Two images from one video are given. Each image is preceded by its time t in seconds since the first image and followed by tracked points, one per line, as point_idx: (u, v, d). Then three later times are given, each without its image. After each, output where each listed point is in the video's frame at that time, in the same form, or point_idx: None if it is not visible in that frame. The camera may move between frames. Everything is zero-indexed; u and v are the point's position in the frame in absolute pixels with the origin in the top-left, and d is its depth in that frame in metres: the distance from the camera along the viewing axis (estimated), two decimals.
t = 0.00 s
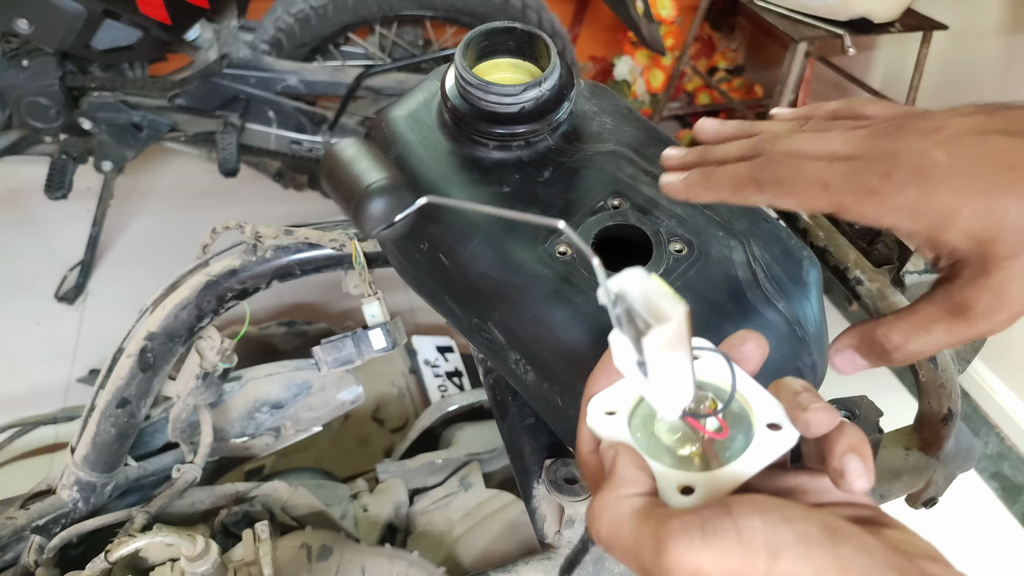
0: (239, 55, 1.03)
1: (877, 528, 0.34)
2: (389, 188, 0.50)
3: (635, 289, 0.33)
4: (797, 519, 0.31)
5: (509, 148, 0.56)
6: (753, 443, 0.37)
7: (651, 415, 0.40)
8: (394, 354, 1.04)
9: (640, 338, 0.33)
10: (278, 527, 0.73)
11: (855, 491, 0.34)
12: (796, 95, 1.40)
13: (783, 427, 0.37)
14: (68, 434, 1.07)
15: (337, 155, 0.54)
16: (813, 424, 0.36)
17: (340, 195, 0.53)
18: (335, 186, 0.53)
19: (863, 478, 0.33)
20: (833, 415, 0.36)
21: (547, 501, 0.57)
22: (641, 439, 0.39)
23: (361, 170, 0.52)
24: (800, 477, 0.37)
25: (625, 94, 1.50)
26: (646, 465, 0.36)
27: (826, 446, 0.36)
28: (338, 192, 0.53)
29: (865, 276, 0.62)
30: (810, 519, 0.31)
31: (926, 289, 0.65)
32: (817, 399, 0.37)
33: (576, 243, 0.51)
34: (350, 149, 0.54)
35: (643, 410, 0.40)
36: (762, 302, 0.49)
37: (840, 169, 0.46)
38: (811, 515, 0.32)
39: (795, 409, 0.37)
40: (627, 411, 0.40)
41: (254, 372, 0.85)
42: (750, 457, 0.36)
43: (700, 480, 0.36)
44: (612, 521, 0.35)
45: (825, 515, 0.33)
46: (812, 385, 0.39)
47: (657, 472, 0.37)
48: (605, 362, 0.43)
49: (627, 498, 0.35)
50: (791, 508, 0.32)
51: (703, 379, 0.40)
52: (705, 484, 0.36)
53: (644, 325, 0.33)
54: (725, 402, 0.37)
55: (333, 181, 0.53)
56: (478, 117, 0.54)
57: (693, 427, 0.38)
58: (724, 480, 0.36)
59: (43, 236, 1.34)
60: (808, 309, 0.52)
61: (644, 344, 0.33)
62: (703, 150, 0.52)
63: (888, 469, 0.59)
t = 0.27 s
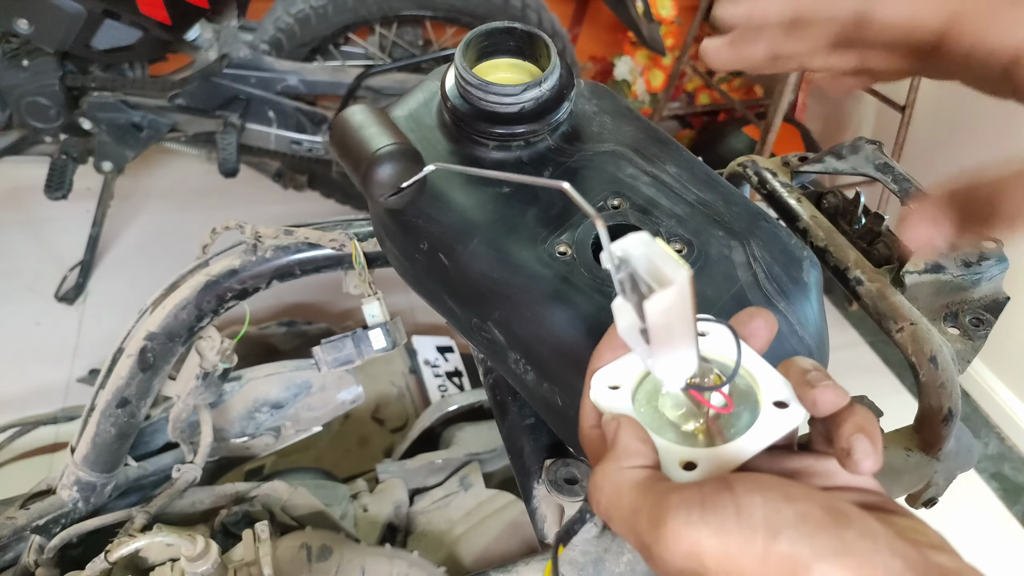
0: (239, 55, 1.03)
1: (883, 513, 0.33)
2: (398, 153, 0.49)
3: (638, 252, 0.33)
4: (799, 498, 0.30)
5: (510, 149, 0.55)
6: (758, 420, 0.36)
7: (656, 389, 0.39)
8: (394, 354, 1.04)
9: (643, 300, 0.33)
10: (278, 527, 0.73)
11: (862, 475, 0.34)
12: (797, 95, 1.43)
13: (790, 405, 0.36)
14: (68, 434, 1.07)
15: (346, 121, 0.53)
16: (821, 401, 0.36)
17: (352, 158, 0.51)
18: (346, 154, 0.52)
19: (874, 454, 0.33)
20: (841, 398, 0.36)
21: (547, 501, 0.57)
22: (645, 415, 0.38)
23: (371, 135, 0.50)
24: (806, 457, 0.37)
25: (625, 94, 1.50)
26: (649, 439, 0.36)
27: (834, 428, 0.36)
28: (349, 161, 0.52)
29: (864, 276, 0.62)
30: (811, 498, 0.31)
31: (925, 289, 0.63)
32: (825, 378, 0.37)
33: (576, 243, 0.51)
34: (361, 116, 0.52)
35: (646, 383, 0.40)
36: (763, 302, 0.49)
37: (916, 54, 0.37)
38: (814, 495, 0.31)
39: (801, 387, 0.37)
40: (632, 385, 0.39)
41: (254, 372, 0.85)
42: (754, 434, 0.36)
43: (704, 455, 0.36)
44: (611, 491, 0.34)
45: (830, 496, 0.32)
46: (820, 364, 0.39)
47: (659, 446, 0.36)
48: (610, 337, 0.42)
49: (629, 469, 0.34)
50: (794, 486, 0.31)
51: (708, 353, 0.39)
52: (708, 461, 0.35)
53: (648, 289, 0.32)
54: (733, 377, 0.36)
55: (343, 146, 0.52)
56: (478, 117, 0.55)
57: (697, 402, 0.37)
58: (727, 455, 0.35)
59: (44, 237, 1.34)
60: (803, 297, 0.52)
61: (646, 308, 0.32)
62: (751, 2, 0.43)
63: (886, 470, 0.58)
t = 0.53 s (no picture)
0: (239, 55, 1.03)
1: (897, 519, 0.33)
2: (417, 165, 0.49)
3: (654, 249, 0.33)
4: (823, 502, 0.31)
5: (510, 149, 0.55)
6: (777, 422, 0.37)
7: (675, 394, 0.40)
8: (394, 354, 1.04)
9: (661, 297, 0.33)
10: (278, 527, 0.73)
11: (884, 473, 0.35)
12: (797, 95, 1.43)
13: (809, 407, 0.37)
14: (67, 434, 1.07)
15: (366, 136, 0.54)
16: (842, 402, 0.37)
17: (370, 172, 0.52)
18: (365, 166, 0.53)
19: (895, 452, 0.34)
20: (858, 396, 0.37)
21: (547, 501, 0.57)
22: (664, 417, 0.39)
23: (390, 150, 0.51)
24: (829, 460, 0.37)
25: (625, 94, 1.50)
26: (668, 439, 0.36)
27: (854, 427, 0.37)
28: (371, 174, 0.52)
29: (865, 276, 0.62)
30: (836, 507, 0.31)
31: (926, 289, 0.63)
32: (844, 379, 0.38)
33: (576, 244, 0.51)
34: (383, 128, 0.53)
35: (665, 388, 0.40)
36: (763, 303, 0.49)
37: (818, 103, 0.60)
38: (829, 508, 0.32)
39: (821, 390, 0.38)
40: (650, 390, 0.40)
41: (254, 372, 0.85)
42: (774, 436, 0.36)
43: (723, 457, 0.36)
44: (632, 491, 0.35)
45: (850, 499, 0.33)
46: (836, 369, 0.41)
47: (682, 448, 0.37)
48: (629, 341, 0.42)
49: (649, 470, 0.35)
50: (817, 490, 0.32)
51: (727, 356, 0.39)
52: (727, 462, 0.36)
53: (666, 285, 0.32)
54: (751, 379, 0.37)
55: (363, 160, 0.53)
56: (478, 117, 0.54)
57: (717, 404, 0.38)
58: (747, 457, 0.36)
59: (43, 237, 1.34)
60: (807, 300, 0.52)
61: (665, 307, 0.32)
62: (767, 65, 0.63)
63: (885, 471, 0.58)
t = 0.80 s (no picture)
0: (238, 55, 1.03)
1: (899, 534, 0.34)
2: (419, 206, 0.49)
3: (661, 293, 0.33)
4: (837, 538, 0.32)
5: (510, 149, 0.55)
6: (788, 449, 0.37)
7: (684, 423, 0.40)
8: (394, 354, 1.03)
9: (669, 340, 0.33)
10: (278, 527, 0.73)
11: (894, 497, 0.35)
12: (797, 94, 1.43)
13: (819, 433, 0.37)
14: (67, 434, 1.07)
15: (368, 175, 0.54)
16: (851, 426, 0.36)
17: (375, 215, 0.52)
18: (369, 208, 0.53)
19: (905, 479, 0.34)
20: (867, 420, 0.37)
21: (547, 501, 0.57)
22: (674, 446, 0.39)
23: (393, 189, 0.51)
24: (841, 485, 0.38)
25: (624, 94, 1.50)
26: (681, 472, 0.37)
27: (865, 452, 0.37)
28: (372, 214, 0.53)
29: (865, 276, 0.62)
30: (851, 537, 0.32)
31: (925, 289, 0.63)
32: (853, 402, 0.38)
33: (577, 243, 0.51)
34: (383, 168, 0.53)
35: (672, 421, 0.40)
36: (763, 303, 0.49)
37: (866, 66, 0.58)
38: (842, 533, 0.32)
39: (830, 413, 0.37)
40: (660, 421, 0.40)
41: (254, 372, 0.85)
42: (786, 465, 0.37)
43: (735, 485, 0.37)
44: (650, 524, 0.36)
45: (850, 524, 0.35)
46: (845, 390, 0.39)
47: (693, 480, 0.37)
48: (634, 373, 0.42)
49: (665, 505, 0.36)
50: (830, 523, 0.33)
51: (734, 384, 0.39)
52: (739, 492, 0.37)
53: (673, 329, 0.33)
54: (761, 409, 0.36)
55: (367, 204, 0.53)
56: (478, 117, 0.54)
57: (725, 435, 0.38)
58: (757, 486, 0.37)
59: (43, 236, 1.34)
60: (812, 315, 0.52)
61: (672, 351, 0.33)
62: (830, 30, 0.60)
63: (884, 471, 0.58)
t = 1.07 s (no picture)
0: (238, 55, 1.03)
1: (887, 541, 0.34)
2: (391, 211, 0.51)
3: (638, 303, 0.34)
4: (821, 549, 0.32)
5: (509, 149, 0.55)
6: (772, 451, 0.37)
7: (666, 427, 0.40)
8: (394, 354, 1.03)
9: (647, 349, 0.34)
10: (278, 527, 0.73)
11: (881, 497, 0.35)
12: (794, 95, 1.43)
13: (803, 434, 0.37)
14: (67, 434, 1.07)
15: (336, 177, 0.54)
16: (834, 429, 0.37)
17: (343, 219, 0.53)
18: (334, 210, 0.54)
19: (891, 478, 0.34)
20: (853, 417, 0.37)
21: (547, 501, 0.57)
22: (657, 454, 0.39)
23: (362, 193, 0.52)
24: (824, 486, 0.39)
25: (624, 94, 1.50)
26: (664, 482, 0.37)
27: (849, 452, 0.37)
28: (338, 216, 0.53)
29: (865, 276, 0.62)
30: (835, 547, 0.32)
31: (926, 289, 0.63)
32: (837, 404, 0.38)
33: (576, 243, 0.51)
34: (352, 171, 0.54)
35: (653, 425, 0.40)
36: (763, 303, 0.49)
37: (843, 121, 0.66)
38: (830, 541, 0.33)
39: (814, 415, 0.38)
40: (643, 425, 0.40)
41: (254, 372, 0.85)
42: (769, 470, 0.37)
43: (717, 493, 0.37)
44: (634, 538, 0.36)
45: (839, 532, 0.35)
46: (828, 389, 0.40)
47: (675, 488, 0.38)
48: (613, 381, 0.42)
49: (648, 517, 0.36)
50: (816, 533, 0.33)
51: (714, 387, 0.39)
52: (723, 499, 0.37)
53: (651, 341, 0.33)
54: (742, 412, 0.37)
55: (333, 206, 0.54)
56: (478, 117, 0.54)
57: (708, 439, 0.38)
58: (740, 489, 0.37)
59: (43, 236, 1.34)
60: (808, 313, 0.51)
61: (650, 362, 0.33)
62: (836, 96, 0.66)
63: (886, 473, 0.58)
